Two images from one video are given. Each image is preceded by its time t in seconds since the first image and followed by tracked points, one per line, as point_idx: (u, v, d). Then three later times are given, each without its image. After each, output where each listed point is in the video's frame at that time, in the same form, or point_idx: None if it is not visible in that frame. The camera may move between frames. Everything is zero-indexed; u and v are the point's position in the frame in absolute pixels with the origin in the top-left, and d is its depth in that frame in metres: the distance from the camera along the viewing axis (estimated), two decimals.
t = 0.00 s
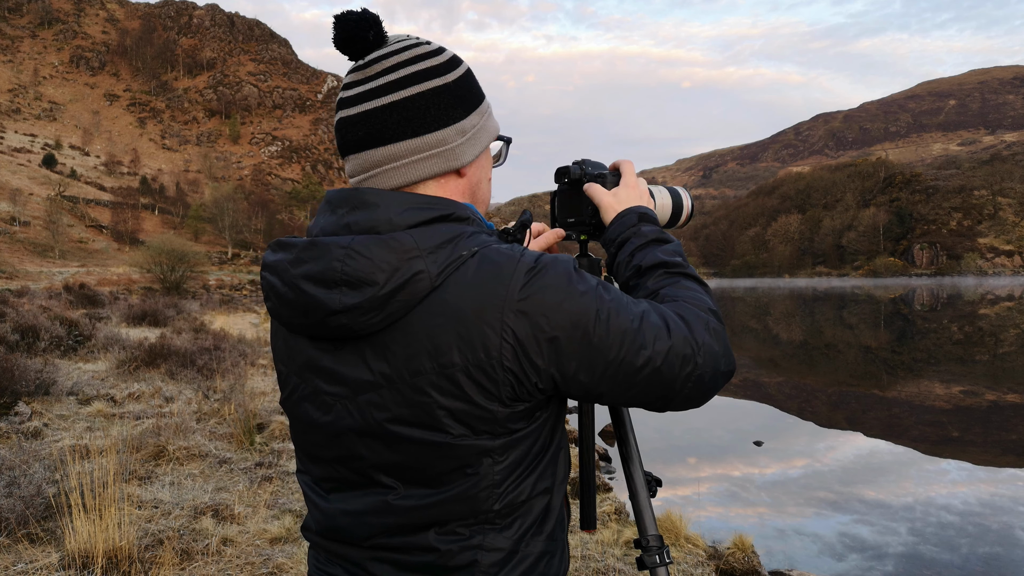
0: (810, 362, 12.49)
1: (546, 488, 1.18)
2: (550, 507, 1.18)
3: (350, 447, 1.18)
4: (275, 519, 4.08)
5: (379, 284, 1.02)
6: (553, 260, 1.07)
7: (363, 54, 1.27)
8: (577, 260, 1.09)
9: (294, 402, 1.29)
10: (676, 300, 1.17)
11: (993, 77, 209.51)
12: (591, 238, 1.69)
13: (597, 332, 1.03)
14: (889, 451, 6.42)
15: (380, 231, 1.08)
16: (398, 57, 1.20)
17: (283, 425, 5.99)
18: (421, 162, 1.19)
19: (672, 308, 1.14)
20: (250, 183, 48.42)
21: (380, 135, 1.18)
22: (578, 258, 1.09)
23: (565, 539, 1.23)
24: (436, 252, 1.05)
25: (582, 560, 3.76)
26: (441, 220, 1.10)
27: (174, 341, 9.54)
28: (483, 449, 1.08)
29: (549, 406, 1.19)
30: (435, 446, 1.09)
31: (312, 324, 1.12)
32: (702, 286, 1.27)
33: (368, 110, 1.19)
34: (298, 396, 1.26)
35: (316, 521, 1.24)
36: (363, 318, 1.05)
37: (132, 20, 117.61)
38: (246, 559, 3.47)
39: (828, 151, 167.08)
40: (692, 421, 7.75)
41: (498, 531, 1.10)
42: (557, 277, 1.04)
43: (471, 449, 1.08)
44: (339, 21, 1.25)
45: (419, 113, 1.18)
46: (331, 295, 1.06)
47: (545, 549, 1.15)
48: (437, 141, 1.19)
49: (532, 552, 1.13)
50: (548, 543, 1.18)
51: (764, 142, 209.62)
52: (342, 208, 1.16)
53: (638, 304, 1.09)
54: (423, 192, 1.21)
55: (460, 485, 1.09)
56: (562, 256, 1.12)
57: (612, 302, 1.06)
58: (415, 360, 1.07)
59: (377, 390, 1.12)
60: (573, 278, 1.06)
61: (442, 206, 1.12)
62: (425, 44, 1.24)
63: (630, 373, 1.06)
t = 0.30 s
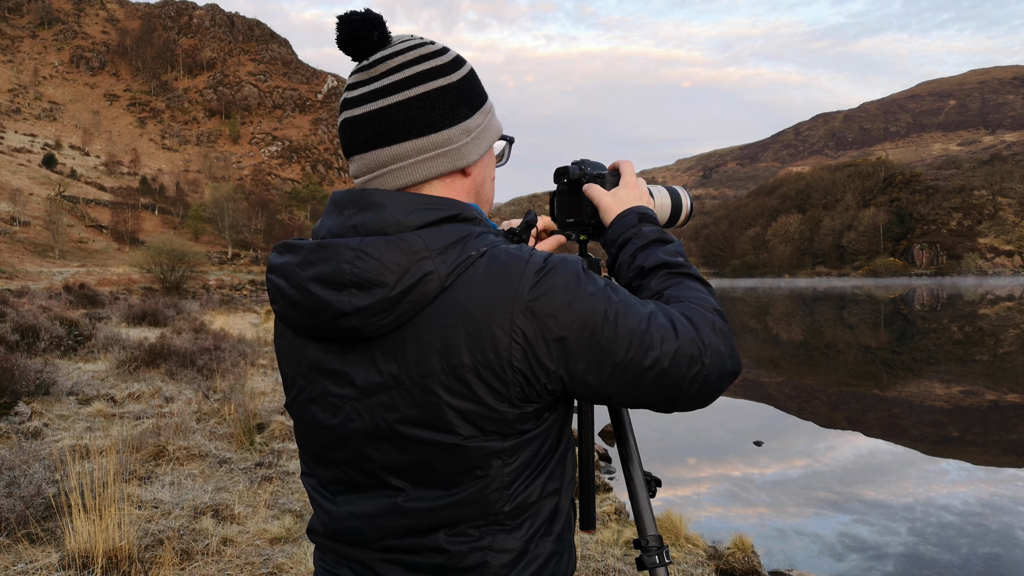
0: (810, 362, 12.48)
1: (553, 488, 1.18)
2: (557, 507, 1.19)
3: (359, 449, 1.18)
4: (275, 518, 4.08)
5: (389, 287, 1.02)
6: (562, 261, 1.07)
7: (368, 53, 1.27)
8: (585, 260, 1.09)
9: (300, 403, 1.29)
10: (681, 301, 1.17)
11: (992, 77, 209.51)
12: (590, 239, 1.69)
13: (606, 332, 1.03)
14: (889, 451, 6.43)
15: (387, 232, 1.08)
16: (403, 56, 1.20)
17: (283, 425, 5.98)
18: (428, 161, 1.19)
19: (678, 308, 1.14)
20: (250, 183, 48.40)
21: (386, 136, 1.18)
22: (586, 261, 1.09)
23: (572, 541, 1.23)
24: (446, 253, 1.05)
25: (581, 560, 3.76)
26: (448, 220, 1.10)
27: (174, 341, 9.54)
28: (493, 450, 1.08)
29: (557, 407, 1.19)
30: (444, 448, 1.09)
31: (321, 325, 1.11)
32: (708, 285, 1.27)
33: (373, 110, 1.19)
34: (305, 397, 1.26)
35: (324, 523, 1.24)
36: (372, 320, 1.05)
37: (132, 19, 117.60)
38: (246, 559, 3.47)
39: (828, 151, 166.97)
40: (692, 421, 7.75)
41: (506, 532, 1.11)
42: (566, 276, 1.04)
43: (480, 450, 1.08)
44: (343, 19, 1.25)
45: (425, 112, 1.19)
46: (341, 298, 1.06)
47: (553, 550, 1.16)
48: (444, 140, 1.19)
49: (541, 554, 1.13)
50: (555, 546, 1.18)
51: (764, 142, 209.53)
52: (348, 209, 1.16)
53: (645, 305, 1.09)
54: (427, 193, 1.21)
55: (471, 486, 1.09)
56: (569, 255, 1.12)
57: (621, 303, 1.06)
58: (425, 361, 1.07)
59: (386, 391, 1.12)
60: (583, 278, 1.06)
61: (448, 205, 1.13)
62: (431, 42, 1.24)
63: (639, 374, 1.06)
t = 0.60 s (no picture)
0: (810, 362, 12.48)
1: (561, 490, 1.17)
2: (563, 509, 1.19)
3: (366, 454, 1.17)
4: (275, 518, 4.08)
5: (395, 288, 1.03)
6: (567, 261, 1.07)
7: (369, 54, 1.26)
8: (590, 262, 1.09)
9: (305, 405, 1.28)
10: (685, 302, 1.17)
11: (992, 77, 209.47)
12: (590, 238, 1.70)
13: (610, 332, 1.03)
14: (889, 451, 6.43)
15: (392, 231, 1.08)
16: (407, 58, 1.20)
17: (283, 426, 5.98)
18: (430, 162, 1.19)
19: (682, 308, 1.14)
20: (250, 183, 48.41)
21: (389, 137, 1.18)
22: (591, 261, 1.09)
23: (577, 545, 1.22)
24: (450, 254, 1.05)
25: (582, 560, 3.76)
26: (452, 222, 1.10)
27: (174, 341, 9.55)
28: (499, 452, 1.08)
29: (563, 408, 1.20)
30: (451, 450, 1.08)
31: (326, 328, 1.11)
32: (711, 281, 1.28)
33: (375, 111, 1.19)
34: (310, 396, 1.26)
35: (329, 526, 1.24)
36: (378, 322, 1.05)
37: (132, 19, 117.60)
38: (246, 559, 3.47)
39: (827, 151, 166.99)
40: (692, 421, 7.75)
41: (512, 534, 1.11)
42: (569, 279, 1.04)
43: (485, 453, 1.08)
44: (343, 21, 1.24)
45: (427, 114, 1.19)
46: (346, 300, 1.06)
47: (558, 550, 1.16)
48: (446, 142, 1.19)
49: (546, 555, 1.13)
50: (563, 544, 1.18)
51: (764, 142, 209.58)
52: (351, 210, 1.16)
53: (649, 306, 1.09)
54: (430, 195, 1.21)
55: (477, 488, 1.09)
56: (574, 257, 1.12)
57: (627, 304, 1.06)
58: (430, 364, 1.07)
59: (392, 394, 1.12)
60: (586, 280, 1.06)
61: (452, 206, 1.12)
62: (432, 45, 1.24)
63: (642, 375, 1.06)
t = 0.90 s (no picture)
0: (810, 362, 12.49)
1: (563, 491, 1.18)
2: (566, 509, 1.18)
3: (368, 458, 1.18)
4: (275, 519, 4.08)
5: (399, 289, 1.02)
6: (570, 262, 1.07)
7: (371, 54, 1.26)
8: (592, 261, 1.10)
9: (308, 405, 1.28)
10: (686, 301, 1.17)
11: (992, 77, 209.50)
12: (590, 238, 1.70)
13: (614, 334, 1.03)
14: (889, 451, 6.43)
15: (394, 232, 1.08)
16: (409, 58, 1.20)
17: (283, 425, 5.98)
18: (433, 162, 1.19)
19: (684, 309, 1.14)
20: (249, 183, 48.39)
21: (392, 137, 1.18)
22: (593, 261, 1.10)
23: (579, 546, 1.22)
24: (454, 255, 1.05)
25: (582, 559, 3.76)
26: (454, 223, 1.10)
27: (174, 341, 9.55)
28: (502, 453, 1.08)
29: (565, 408, 1.20)
30: (455, 450, 1.08)
31: (330, 329, 1.11)
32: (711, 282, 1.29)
33: (377, 111, 1.19)
34: (313, 396, 1.26)
35: (332, 525, 1.24)
36: (383, 322, 1.05)
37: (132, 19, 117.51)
38: (246, 559, 3.47)
39: (827, 151, 166.93)
40: (692, 421, 7.75)
41: (516, 534, 1.10)
42: (574, 278, 1.04)
43: (488, 453, 1.08)
44: (344, 23, 1.24)
45: (430, 115, 1.19)
46: (349, 300, 1.06)
47: (562, 550, 1.15)
48: (448, 143, 1.19)
49: (549, 553, 1.14)
50: (565, 545, 1.17)
51: (764, 142, 209.61)
52: (354, 211, 1.16)
53: (651, 306, 1.09)
54: (433, 194, 1.21)
55: (480, 488, 1.09)
56: (576, 256, 1.13)
57: (630, 303, 1.06)
58: (433, 364, 1.07)
59: (395, 396, 1.12)
60: (589, 280, 1.06)
61: (454, 207, 1.13)
62: (434, 44, 1.24)
63: (645, 375, 1.06)
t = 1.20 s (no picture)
0: (810, 362, 12.49)
1: (568, 492, 1.18)
2: (570, 510, 1.18)
3: (372, 458, 1.17)
4: (275, 518, 4.08)
5: (402, 289, 1.02)
6: (574, 262, 1.07)
7: (373, 55, 1.25)
8: (597, 261, 1.09)
9: (312, 404, 1.28)
10: (688, 301, 1.17)
11: (992, 77, 209.43)
12: (591, 238, 1.69)
13: (618, 333, 1.03)
14: (889, 451, 6.43)
15: (397, 233, 1.08)
16: (412, 56, 1.19)
17: (283, 425, 5.98)
18: (437, 161, 1.19)
19: (688, 309, 1.14)
20: (250, 183, 48.39)
21: (395, 137, 1.18)
22: (598, 261, 1.09)
23: (581, 545, 1.22)
24: (458, 254, 1.04)
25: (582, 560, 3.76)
26: (457, 224, 1.10)
27: (174, 341, 9.55)
28: (507, 453, 1.08)
29: (569, 408, 1.19)
30: (458, 450, 1.08)
31: (334, 331, 1.11)
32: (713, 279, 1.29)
33: (380, 111, 1.18)
34: (316, 399, 1.26)
35: (334, 527, 1.23)
36: (386, 323, 1.05)
37: (132, 20, 117.68)
38: (246, 559, 3.47)
39: (827, 151, 166.91)
40: (692, 421, 7.75)
41: (520, 533, 1.10)
42: (578, 279, 1.04)
43: (491, 454, 1.08)
44: (345, 21, 1.24)
45: (434, 114, 1.18)
46: (353, 300, 1.05)
47: (564, 551, 1.15)
48: (451, 142, 1.19)
49: (552, 555, 1.13)
50: (569, 546, 1.17)
51: (764, 142, 209.60)
52: (357, 210, 1.16)
53: (655, 306, 1.09)
54: (436, 194, 1.20)
55: (482, 489, 1.09)
56: (581, 258, 1.12)
57: (635, 304, 1.05)
58: (438, 363, 1.07)
59: (397, 393, 1.12)
60: (593, 281, 1.05)
61: (457, 206, 1.12)
62: (434, 44, 1.24)
63: (649, 375, 1.06)
